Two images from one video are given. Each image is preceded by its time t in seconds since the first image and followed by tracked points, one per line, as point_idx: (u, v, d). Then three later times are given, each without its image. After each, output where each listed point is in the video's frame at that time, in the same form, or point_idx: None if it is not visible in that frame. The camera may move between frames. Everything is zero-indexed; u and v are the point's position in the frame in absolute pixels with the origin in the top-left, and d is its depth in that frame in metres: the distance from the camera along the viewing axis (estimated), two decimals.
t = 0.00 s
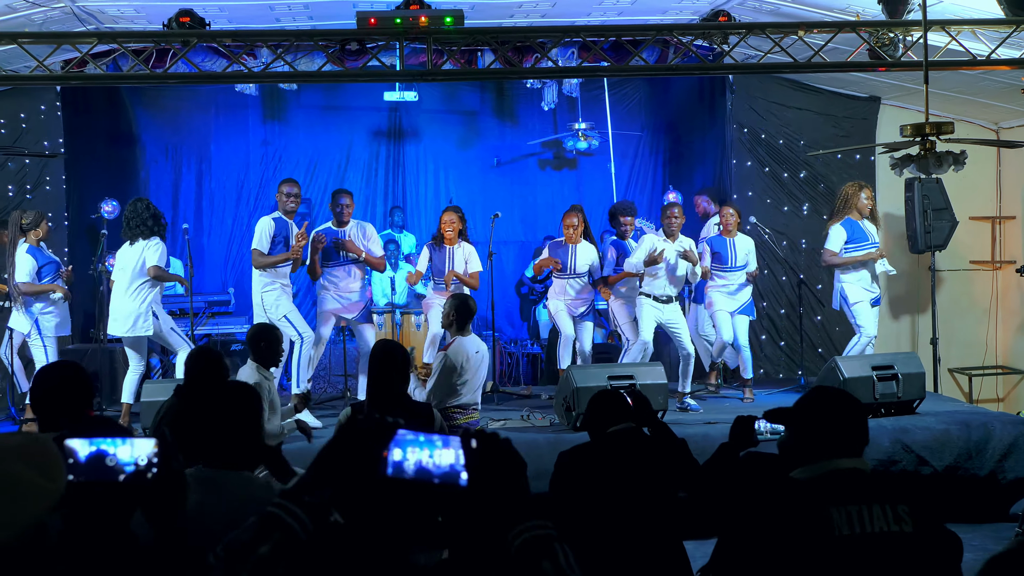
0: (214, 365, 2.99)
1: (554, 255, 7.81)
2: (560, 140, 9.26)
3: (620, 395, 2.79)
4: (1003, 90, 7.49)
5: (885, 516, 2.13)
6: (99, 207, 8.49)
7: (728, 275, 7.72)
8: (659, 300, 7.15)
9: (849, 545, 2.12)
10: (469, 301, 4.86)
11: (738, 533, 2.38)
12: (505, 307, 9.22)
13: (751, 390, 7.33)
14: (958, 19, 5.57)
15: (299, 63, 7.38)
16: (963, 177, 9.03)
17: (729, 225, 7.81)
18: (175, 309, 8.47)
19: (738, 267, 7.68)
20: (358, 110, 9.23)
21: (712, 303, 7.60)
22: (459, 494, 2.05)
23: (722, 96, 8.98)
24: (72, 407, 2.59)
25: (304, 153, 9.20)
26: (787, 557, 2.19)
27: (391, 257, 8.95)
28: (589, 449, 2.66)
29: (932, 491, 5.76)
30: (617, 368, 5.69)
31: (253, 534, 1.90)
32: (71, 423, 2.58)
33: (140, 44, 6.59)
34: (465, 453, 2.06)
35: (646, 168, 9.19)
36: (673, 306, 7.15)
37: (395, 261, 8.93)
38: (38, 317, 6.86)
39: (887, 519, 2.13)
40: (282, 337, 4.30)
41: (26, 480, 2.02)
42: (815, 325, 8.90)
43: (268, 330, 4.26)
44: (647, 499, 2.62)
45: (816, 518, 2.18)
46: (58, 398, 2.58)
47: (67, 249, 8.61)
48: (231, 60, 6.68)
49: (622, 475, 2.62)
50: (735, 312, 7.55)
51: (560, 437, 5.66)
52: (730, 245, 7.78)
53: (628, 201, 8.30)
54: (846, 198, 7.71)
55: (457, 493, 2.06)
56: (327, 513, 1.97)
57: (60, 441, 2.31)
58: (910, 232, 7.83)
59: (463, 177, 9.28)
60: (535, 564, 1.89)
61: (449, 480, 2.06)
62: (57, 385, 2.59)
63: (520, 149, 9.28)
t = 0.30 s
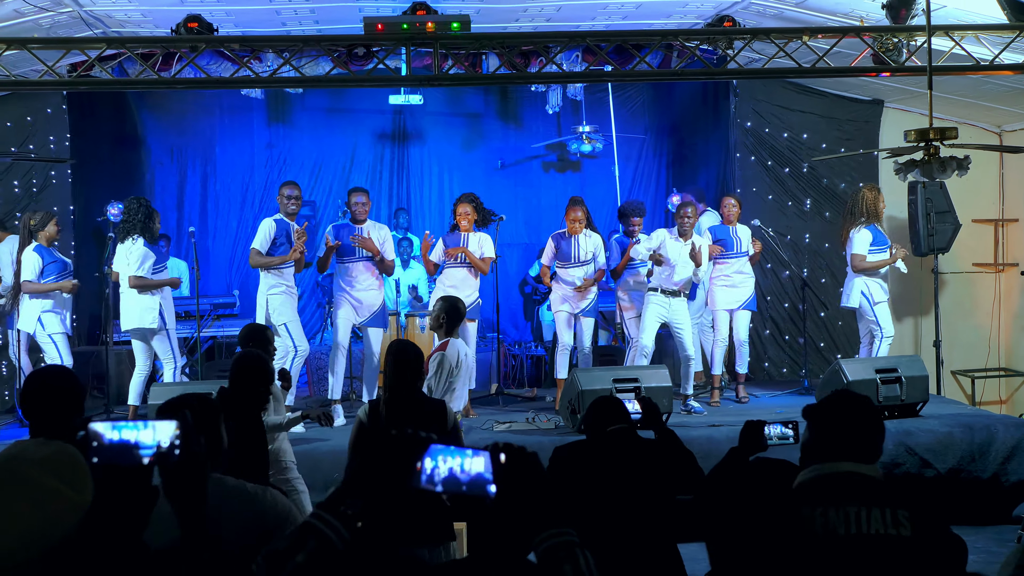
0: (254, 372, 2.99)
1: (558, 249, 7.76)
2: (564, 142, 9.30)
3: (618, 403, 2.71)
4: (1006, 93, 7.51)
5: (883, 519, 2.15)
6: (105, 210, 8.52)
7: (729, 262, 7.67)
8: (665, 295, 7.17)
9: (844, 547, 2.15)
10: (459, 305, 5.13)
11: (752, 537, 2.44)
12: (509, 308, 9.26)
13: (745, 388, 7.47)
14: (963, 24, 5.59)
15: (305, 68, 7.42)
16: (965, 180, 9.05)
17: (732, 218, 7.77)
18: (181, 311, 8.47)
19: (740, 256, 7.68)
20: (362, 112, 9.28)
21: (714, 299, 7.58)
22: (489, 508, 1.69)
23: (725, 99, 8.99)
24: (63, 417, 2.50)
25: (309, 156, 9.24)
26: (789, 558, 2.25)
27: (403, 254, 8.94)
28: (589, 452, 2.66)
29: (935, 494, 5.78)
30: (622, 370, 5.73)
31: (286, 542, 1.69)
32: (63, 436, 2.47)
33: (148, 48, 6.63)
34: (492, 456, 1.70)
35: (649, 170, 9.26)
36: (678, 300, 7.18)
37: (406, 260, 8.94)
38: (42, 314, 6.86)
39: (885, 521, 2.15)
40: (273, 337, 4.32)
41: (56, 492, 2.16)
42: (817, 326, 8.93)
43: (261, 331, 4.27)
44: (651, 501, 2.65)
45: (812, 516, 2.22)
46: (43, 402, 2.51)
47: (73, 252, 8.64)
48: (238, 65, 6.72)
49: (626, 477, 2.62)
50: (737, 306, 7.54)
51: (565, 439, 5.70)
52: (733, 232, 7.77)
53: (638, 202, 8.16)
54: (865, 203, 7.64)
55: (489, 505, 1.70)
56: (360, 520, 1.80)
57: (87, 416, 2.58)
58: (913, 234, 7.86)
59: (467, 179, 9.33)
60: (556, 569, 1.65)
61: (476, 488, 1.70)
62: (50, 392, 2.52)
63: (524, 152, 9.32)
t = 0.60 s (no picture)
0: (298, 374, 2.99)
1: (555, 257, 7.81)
2: (565, 143, 9.33)
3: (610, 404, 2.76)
4: (1006, 94, 7.54)
5: (918, 520, 2.14)
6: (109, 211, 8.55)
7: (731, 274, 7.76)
8: (668, 301, 7.22)
9: (874, 545, 2.14)
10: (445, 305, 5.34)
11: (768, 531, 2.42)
12: (511, 309, 9.30)
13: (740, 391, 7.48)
14: (963, 27, 5.63)
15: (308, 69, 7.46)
16: (966, 181, 9.08)
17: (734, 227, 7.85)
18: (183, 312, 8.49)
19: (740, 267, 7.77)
20: (364, 114, 9.31)
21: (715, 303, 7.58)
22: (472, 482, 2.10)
23: (726, 101, 9.01)
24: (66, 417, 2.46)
25: (311, 156, 9.28)
26: (812, 560, 2.20)
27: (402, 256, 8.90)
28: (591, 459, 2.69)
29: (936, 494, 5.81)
30: (624, 371, 5.75)
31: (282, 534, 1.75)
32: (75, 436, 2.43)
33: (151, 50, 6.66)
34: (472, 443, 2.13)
35: (651, 171, 9.28)
36: (682, 307, 7.20)
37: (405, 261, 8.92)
38: (45, 318, 6.90)
39: (919, 522, 2.14)
40: (281, 340, 4.36)
41: (74, 495, 2.02)
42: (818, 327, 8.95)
43: (269, 334, 4.32)
44: (663, 504, 2.65)
45: (848, 508, 2.20)
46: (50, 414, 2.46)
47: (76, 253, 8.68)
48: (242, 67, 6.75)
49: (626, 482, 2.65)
50: (738, 312, 7.60)
51: (567, 439, 5.74)
52: (734, 244, 7.87)
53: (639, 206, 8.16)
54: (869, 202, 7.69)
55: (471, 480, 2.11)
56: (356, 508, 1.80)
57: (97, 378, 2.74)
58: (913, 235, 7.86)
59: (468, 180, 9.36)
60: (535, 546, 1.77)
61: (458, 469, 2.13)
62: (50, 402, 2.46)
63: (526, 153, 9.35)
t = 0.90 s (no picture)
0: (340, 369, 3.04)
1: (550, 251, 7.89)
2: (565, 143, 9.37)
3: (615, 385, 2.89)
4: (1004, 94, 7.57)
5: (898, 515, 2.18)
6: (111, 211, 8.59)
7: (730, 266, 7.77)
8: (668, 294, 7.26)
9: (852, 537, 2.19)
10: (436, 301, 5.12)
11: (753, 529, 2.47)
12: (511, 308, 9.29)
13: (735, 388, 7.45)
14: (960, 27, 5.66)
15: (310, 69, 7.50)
16: (964, 180, 9.11)
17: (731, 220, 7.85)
18: (185, 311, 8.53)
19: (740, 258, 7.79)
20: (365, 114, 9.35)
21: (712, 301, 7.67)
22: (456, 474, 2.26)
23: (726, 100, 9.07)
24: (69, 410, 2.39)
25: (311, 156, 9.32)
26: (805, 557, 2.27)
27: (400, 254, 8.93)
28: (586, 446, 2.75)
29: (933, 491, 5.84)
30: (624, 369, 5.79)
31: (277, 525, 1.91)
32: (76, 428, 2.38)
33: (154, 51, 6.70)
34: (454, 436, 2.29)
35: (651, 171, 9.30)
36: (683, 298, 7.23)
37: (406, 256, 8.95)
38: (48, 315, 6.95)
39: (900, 518, 2.18)
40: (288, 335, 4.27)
41: (79, 486, 2.16)
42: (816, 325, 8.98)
43: (275, 331, 4.23)
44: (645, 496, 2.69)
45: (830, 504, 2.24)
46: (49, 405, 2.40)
47: (79, 252, 8.72)
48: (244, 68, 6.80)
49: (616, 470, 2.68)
50: (735, 308, 7.64)
51: (567, 437, 5.78)
52: (733, 235, 7.84)
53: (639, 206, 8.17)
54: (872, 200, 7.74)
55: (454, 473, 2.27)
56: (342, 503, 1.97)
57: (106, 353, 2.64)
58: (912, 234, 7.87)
59: (469, 180, 9.40)
60: (523, 532, 1.95)
61: (445, 461, 2.30)
62: (53, 393, 2.41)
63: (526, 153, 9.38)
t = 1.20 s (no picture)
0: (383, 367, 2.89)
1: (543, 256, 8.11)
2: (565, 143, 9.40)
3: (636, 375, 3.00)
4: (1001, 94, 7.61)
5: (840, 509, 2.17)
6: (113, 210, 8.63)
7: (733, 275, 7.84)
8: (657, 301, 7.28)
9: (790, 536, 2.19)
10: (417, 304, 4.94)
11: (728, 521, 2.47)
12: (512, 307, 9.37)
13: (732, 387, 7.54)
14: (957, 26, 5.69)
15: (310, 68, 7.53)
16: (963, 179, 9.14)
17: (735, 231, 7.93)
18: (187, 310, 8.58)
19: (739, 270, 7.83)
20: (366, 113, 9.39)
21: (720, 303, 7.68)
22: (453, 467, 2.29)
23: (725, 100, 9.09)
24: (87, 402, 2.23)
25: (312, 156, 9.36)
26: (746, 552, 2.25)
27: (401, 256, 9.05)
28: (598, 441, 2.75)
29: (930, 489, 5.87)
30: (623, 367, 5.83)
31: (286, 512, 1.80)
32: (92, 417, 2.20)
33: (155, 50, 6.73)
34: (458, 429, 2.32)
35: (651, 171, 9.34)
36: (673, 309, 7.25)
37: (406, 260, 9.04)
38: (46, 317, 6.96)
39: (841, 511, 2.17)
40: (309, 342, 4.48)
41: (87, 472, 1.54)
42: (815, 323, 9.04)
43: (297, 336, 4.44)
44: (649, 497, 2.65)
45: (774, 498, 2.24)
46: (66, 398, 2.22)
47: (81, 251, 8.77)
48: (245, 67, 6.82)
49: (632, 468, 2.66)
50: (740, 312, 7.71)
51: (566, 435, 5.81)
52: (735, 246, 7.93)
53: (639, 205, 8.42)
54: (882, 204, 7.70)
55: (452, 466, 2.30)
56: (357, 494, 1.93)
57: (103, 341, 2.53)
58: (910, 233, 7.93)
59: (469, 179, 9.44)
60: (528, 512, 1.82)
61: (447, 454, 2.31)
62: (69, 383, 2.21)
63: (526, 152, 9.43)
